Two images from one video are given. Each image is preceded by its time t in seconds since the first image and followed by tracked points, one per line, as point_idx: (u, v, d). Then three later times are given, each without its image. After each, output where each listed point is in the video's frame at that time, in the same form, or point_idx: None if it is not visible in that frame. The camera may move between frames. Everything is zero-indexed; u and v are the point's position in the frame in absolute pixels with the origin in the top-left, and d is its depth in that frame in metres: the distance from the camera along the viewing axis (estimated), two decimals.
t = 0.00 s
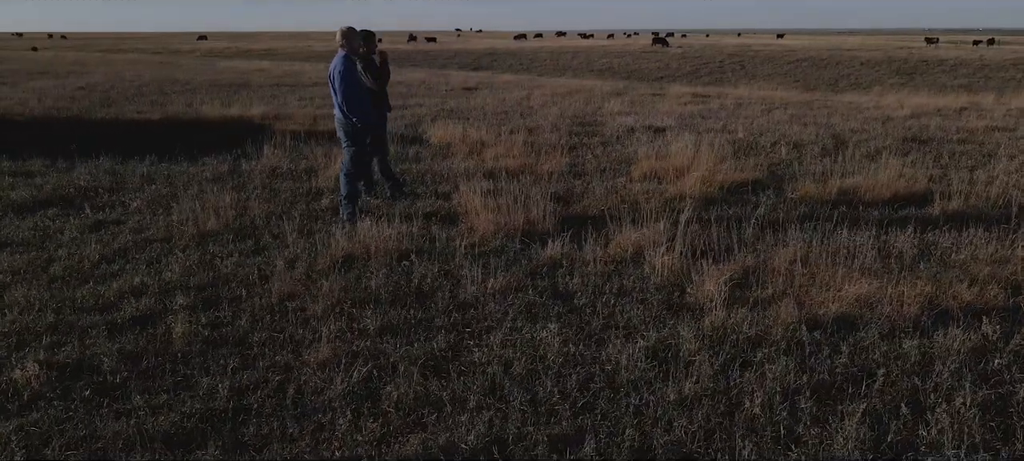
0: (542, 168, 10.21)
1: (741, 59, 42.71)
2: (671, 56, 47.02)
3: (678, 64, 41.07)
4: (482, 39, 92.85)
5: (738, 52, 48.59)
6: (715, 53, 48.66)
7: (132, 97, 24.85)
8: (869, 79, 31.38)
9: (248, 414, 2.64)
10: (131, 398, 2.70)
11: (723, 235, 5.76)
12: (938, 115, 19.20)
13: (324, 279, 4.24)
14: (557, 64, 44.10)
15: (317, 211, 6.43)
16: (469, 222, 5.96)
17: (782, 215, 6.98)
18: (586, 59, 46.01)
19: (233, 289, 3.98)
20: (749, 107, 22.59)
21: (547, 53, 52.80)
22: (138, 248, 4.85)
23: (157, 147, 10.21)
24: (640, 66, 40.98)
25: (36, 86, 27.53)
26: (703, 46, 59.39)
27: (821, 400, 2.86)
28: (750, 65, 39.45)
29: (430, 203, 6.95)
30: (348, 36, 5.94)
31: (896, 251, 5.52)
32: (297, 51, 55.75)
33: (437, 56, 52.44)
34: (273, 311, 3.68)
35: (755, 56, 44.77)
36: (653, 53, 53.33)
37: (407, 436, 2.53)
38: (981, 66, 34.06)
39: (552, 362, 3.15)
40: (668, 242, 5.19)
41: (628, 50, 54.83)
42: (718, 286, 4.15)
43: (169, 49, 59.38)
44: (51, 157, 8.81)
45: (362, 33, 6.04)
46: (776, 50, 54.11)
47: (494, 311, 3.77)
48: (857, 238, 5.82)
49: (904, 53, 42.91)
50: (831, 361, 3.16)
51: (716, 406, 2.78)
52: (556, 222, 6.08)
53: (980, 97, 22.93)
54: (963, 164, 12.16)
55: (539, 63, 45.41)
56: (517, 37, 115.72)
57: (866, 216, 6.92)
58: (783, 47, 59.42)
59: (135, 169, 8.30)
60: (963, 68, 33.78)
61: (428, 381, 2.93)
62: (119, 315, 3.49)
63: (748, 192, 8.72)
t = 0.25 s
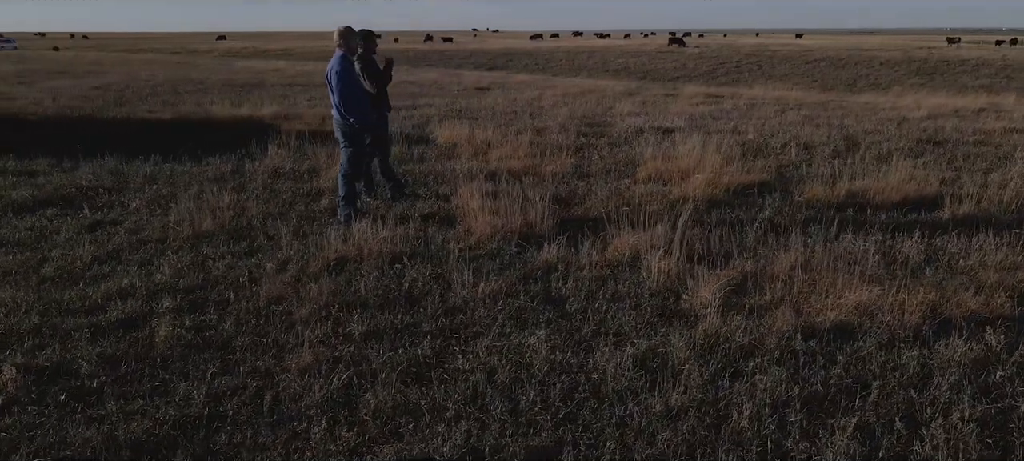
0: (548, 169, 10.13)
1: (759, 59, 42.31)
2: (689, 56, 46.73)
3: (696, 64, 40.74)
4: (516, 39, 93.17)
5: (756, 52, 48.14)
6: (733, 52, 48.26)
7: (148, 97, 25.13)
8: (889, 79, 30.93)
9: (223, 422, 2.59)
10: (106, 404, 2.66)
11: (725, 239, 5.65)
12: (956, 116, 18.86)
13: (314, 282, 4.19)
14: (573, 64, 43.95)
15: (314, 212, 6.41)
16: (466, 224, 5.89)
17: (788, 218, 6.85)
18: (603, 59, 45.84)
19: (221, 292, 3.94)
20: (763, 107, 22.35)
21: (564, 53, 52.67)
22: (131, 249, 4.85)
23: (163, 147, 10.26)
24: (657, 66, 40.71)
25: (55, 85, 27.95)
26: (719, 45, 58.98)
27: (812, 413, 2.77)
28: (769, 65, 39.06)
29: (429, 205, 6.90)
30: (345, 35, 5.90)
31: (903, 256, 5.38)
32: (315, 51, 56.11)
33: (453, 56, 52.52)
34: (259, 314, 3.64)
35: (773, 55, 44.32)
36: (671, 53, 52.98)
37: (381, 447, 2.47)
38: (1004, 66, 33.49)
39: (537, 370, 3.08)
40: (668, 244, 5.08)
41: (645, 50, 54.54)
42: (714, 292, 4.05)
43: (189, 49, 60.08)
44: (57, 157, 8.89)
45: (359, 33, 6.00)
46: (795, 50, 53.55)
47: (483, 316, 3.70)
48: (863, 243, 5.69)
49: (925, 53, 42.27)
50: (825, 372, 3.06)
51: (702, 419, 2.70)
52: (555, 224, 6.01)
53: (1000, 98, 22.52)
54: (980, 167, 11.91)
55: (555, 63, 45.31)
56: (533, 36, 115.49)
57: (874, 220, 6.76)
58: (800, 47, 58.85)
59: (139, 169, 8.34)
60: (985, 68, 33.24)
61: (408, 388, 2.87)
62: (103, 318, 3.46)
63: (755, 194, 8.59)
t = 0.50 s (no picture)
0: (554, 170, 10.06)
1: (777, 59, 42.01)
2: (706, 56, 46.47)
3: (714, 64, 40.60)
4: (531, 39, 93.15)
5: (773, 52, 47.72)
6: (750, 52, 47.87)
7: (162, 97, 25.39)
8: (907, 80, 30.50)
9: (198, 429, 2.55)
10: (82, 409, 2.62)
11: (727, 243, 5.55)
12: (975, 117, 18.54)
13: (304, 286, 4.15)
14: (589, 64, 43.84)
15: (313, 214, 6.39)
16: (464, 227, 5.83)
17: (795, 222, 6.73)
18: (619, 59, 45.71)
19: (210, 295, 3.91)
20: (776, 108, 22.12)
21: (579, 53, 52.55)
22: (126, 250, 4.84)
23: (169, 148, 10.33)
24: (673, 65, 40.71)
25: (73, 85, 28.36)
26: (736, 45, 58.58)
27: (803, 426, 2.68)
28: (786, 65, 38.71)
29: (429, 207, 6.86)
30: (344, 35, 5.88)
31: (910, 261, 5.24)
32: (332, 51, 56.48)
33: (469, 56, 52.61)
34: (247, 319, 3.59)
35: (792, 55, 44.00)
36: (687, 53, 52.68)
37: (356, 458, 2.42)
38: None
39: (522, 378, 3.02)
40: (666, 248, 4.99)
41: (661, 50, 54.30)
42: (712, 299, 3.95)
43: (207, 49, 60.74)
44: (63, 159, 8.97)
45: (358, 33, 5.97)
46: (833, 49, 53.25)
47: (472, 322, 3.63)
48: (869, 247, 5.56)
49: (952, 53, 41.89)
50: (821, 383, 2.97)
51: (689, 433, 2.62)
52: (554, 227, 5.95)
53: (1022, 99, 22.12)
54: (997, 170, 11.67)
55: (571, 63, 45.28)
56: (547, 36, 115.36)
57: (883, 224, 6.61)
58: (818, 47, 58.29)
59: (144, 170, 8.38)
60: (1008, 68, 32.71)
61: (389, 396, 2.82)
62: (89, 320, 3.43)
63: (763, 197, 8.46)
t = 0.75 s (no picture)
0: (561, 171, 9.99)
1: (795, 59, 41.56)
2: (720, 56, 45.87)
3: (732, 64, 40.28)
4: (546, 39, 93.10)
5: (792, 52, 47.21)
6: (769, 52, 47.42)
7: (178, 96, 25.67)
8: (928, 80, 29.99)
9: (176, 435, 2.51)
10: (60, 414, 2.59)
11: (729, 247, 5.45)
12: (997, 119, 18.19)
13: (297, 289, 4.12)
14: (605, 64, 43.67)
15: (313, 216, 6.38)
16: (463, 230, 5.78)
17: (803, 225, 6.60)
18: (638, 59, 45.63)
19: (200, 298, 3.89)
20: (792, 109, 21.85)
21: (596, 53, 52.35)
22: (123, 252, 4.84)
23: (177, 150, 10.41)
24: (691, 66, 40.23)
25: (93, 84, 28.80)
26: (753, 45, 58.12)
27: (795, 441, 2.60)
28: (805, 65, 38.25)
29: (430, 209, 6.82)
30: (343, 35, 5.85)
31: (918, 267, 5.11)
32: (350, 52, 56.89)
33: (485, 56, 52.67)
34: (236, 322, 3.56)
35: (812, 55, 43.58)
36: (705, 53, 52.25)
37: None
38: None
39: (509, 387, 2.96)
40: (666, 252, 4.91)
41: (678, 50, 53.94)
42: (709, 306, 3.87)
43: (226, 49, 61.47)
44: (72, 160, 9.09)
45: (358, 33, 5.94)
46: (852, 49, 52.64)
47: (463, 327, 3.58)
48: (876, 253, 5.43)
49: (976, 53, 41.19)
50: (815, 394, 2.88)
51: (674, 446, 2.55)
52: (555, 230, 5.88)
53: None
54: (1017, 173, 11.41)
55: (588, 63, 45.14)
56: (563, 36, 115.13)
57: (892, 228, 6.46)
58: (837, 47, 57.66)
59: (150, 170, 8.45)
60: None
61: (371, 403, 2.77)
62: (77, 323, 3.41)
63: (771, 199, 8.33)
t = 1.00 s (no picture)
0: (569, 172, 9.91)
1: (815, 58, 41.14)
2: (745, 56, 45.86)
3: (750, 65, 39.92)
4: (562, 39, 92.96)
5: (827, 51, 46.72)
6: (787, 53, 46.97)
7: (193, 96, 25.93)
8: (950, 81, 29.50)
9: (152, 442, 2.48)
10: (39, 419, 2.57)
11: (733, 252, 5.35)
12: (1019, 121, 17.81)
13: (290, 292, 4.09)
14: (621, 64, 43.47)
15: (313, 218, 6.37)
16: (462, 233, 5.73)
17: (811, 228, 6.47)
18: (655, 58, 45.43)
19: (192, 300, 3.87)
20: (807, 110, 21.57)
21: (613, 53, 52.16)
22: (120, 253, 4.85)
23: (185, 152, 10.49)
24: (709, 66, 40.18)
25: (112, 83, 29.21)
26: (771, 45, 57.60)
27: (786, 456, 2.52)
28: (824, 65, 37.79)
29: (432, 211, 6.78)
30: (344, 35, 5.83)
31: (927, 273, 4.97)
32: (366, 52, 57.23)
33: (502, 56, 52.68)
34: (225, 325, 3.53)
35: (831, 55, 43.14)
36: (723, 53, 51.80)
37: None
38: None
39: (495, 395, 2.90)
40: (667, 256, 4.82)
41: (695, 50, 53.55)
42: (706, 313, 3.78)
43: (249, 49, 62.26)
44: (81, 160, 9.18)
45: (359, 33, 5.91)
46: (872, 49, 52.01)
47: (454, 333, 3.52)
48: (884, 258, 5.29)
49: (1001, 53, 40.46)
50: (810, 408, 2.80)
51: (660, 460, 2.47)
52: (556, 233, 5.81)
53: None
54: None
55: (603, 63, 44.97)
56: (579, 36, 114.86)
57: (903, 232, 6.31)
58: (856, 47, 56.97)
59: (157, 171, 8.51)
60: None
61: (353, 411, 2.72)
62: (66, 325, 3.40)
63: (781, 202, 8.20)
